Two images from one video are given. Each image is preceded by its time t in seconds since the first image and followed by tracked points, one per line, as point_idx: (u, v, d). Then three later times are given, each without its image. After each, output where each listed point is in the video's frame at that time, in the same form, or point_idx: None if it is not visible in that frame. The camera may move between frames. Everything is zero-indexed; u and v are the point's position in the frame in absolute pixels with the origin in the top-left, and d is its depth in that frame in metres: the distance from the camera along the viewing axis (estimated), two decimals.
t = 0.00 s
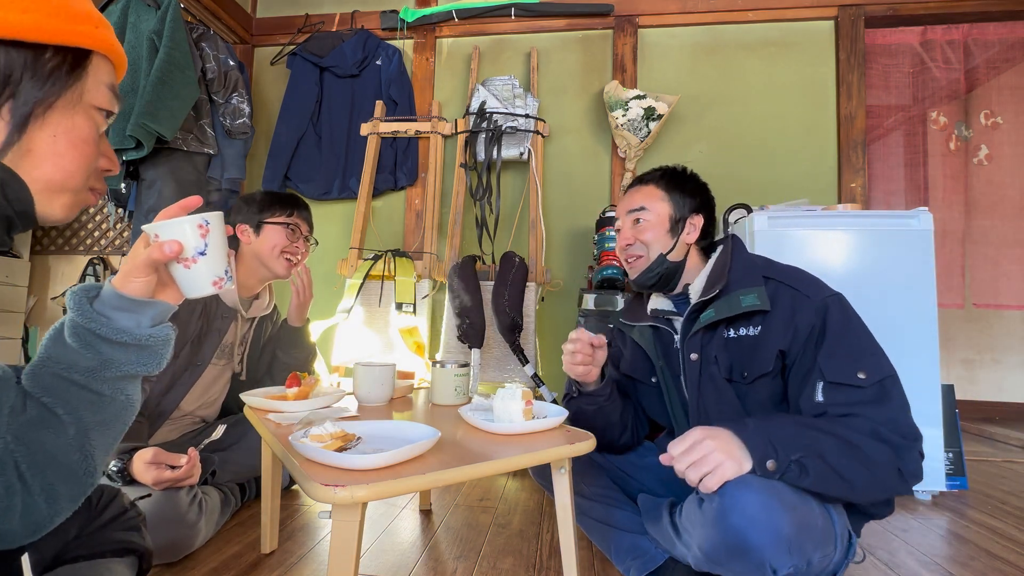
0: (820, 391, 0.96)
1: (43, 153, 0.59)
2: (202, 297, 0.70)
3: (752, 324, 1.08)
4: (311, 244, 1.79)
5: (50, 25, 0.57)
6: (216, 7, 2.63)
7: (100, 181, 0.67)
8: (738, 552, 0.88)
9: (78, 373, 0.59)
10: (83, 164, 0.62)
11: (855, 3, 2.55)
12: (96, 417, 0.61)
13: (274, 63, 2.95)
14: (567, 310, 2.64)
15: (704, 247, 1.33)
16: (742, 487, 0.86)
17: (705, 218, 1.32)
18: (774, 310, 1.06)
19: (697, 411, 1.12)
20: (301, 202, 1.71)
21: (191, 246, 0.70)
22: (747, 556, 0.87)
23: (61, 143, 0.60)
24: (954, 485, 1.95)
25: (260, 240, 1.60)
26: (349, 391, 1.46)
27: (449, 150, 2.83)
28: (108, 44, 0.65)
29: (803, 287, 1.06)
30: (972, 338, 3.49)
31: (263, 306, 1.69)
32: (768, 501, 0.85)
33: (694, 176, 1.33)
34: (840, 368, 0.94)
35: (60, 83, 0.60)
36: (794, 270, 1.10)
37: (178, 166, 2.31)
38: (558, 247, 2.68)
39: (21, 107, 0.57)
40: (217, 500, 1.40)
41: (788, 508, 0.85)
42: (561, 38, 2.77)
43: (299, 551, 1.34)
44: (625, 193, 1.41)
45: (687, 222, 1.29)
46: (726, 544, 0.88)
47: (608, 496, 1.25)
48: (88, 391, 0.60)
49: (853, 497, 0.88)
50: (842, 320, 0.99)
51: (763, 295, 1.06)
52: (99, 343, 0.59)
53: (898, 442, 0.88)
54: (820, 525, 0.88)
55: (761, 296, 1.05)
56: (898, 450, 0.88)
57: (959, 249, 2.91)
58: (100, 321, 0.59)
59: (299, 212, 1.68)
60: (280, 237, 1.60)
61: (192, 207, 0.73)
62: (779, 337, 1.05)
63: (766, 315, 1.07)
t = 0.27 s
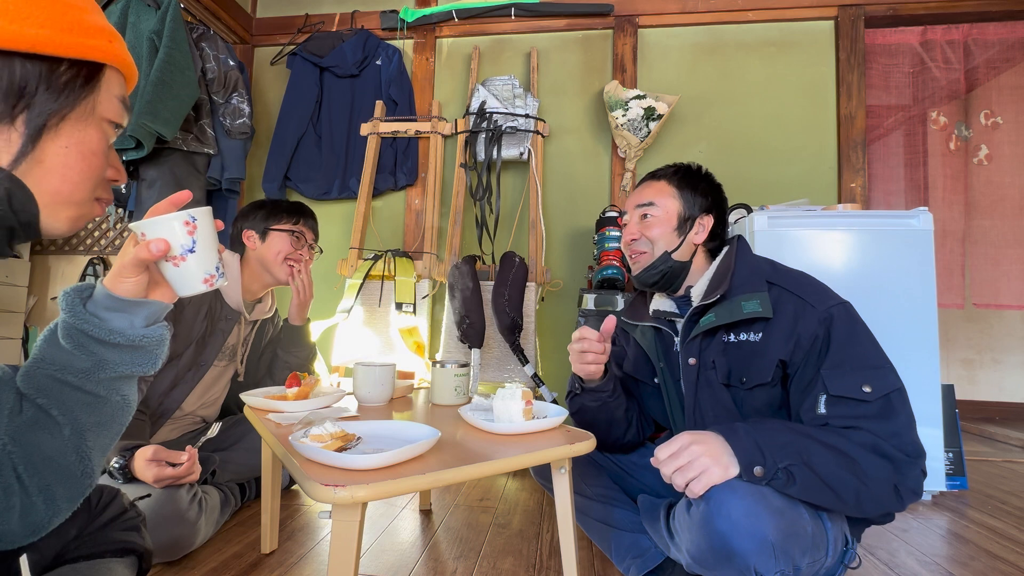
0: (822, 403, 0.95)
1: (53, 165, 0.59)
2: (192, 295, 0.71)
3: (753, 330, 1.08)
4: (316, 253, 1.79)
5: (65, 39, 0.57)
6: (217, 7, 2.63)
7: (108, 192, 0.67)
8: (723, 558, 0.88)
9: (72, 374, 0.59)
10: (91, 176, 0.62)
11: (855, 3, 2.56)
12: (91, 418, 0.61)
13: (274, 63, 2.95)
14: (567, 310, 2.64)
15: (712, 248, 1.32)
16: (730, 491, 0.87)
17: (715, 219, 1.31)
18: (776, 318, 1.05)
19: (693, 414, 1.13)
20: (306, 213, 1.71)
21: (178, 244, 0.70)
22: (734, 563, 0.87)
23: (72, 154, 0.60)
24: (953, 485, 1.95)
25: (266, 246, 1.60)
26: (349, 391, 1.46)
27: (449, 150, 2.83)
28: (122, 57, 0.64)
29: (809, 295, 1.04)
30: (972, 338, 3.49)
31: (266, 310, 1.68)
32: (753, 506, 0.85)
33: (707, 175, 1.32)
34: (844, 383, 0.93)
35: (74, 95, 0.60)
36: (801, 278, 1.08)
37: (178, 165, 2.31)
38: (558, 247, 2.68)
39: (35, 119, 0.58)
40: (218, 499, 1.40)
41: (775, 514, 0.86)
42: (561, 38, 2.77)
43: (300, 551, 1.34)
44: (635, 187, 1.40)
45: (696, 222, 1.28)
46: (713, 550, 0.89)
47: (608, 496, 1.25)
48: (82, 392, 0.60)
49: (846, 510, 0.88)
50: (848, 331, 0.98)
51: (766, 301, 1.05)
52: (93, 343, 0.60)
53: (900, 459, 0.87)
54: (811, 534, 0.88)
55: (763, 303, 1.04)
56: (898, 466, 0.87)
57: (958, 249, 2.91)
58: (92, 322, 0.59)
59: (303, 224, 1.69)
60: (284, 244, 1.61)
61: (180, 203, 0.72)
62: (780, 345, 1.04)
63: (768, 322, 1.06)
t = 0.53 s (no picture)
0: (825, 404, 0.95)
1: (50, 164, 0.59)
2: (191, 293, 0.72)
3: (756, 330, 1.07)
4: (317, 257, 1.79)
5: (68, 40, 0.58)
6: (217, 7, 2.63)
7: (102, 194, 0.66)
8: (724, 559, 0.89)
9: (71, 374, 0.59)
10: (88, 176, 0.61)
11: (856, 3, 2.56)
12: (91, 418, 0.61)
13: (274, 63, 2.95)
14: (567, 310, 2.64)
15: (715, 247, 1.31)
16: (729, 491, 0.87)
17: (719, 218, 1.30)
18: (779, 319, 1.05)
19: (693, 415, 1.12)
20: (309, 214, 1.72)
21: (173, 243, 0.70)
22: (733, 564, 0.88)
23: (71, 155, 0.60)
24: (953, 485, 1.95)
25: (267, 249, 1.60)
26: (349, 391, 1.46)
27: (449, 150, 2.83)
28: (125, 60, 0.65)
29: (814, 296, 1.04)
30: (972, 339, 3.49)
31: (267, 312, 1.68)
32: (753, 507, 0.86)
33: (711, 173, 1.32)
34: (848, 383, 0.92)
35: (75, 96, 0.60)
36: (807, 279, 1.08)
37: (178, 165, 2.31)
38: (558, 247, 2.68)
39: (34, 120, 0.57)
40: (218, 498, 1.40)
41: (774, 514, 0.86)
42: (561, 38, 2.77)
43: (300, 551, 1.34)
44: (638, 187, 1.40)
45: (700, 221, 1.28)
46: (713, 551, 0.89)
47: (608, 496, 1.25)
48: (82, 392, 0.60)
49: (845, 511, 0.88)
50: (852, 332, 0.98)
51: (770, 302, 1.05)
52: (91, 343, 0.60)
53: (902, 460, 0.87)
54: (811, 533, 0.88)
55: (767, 304, 1.04)
56: (900, 468, 0.87)
57: (958, 249, 2.91)
58: (90, 322, 0.59)
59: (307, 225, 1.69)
60: (286, 247, 1.61)
61: (177, 201, 0.72)
62: (783, 346, 1.03)
63: (772, 323, 1.06)
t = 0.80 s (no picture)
0: (824, 408, 0.94)
1: (53, 168, 0.59)
2: (186, 290, 0.71)
3: (756, 331, 1.07)
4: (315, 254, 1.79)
5: (75, 48, 0.57)
6: (217, 7, 2.63)
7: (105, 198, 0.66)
8: (713, 560, 0.90)
9: (66, 374, 0.59)
10: (90, 180, 0.61)
11: (855, 3, 2.56)
12: (88, 418, 0.61)
13: (274, 63, 2.95)
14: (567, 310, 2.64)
15: (722, 246, 1.30)
16: (720, 493, 0.88)
17: (725, 217, 1.27)
18: (779, 321, 1.04)
19: (690, 412, 1.12)
20: (304, 212, 1.71)
21: (162, 240, 0.69)
22: (723, 566, 0.90)
23: (74, 159, 0.60)
24: (954, 485, 1.95)
25: (264, 247, 1.60)
26: (349, 391, 1.46)
27: (449, 150, 2.83)
28: (132, 68, 0.65)
29: (816, 299, 1.02)
30: (972, 339, 3.49)
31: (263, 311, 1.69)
32: (743, 509, 0.87)
33: (717, 171, 1.28)
34: (847, 389, 0.92)
35: (81, 103, 0.60)
36: (812, 282, 1.06)
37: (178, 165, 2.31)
38: (558, 246, 2.68)
39: (39, 125, 0.57)
40: (217, 498, 1.40)
41: (764, 515, 0.88)
42: (561, 38, 2.77)
43: (300, 551, 1.34)
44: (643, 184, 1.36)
45: (705, 222, 1.25)
46: (703, 554, 0.91)
47: (608, 495, 1.25)
48: (78, 392, 0.60)
49: (837, 516, 0.88)
50: (853, 337, 0.97)
51: (770, 303, 1.04)
52: (86, 343, 0.59)
53: (899, 468, 0.86)
54: (802, 535, 0.90)
55: (767, 305, 1.04)
56: (897, 475, 0.86)
57: (959, 249, 2.91)
58: (85, 322, 0.59)
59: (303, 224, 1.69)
60: (283, 245, 1.60)
61: (170, 197, 0.74)
62: (782, 348, 1.03)
63: (772, 325, 1.05)
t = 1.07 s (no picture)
0: (830, 415, 0.92)
1: (53, 171, 0.59)
2: (181, 287, 0.70)
3: (766, 331, 1.04)
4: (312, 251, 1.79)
5: (76, 50, 0.58)
6: (217, 7, 2.63)
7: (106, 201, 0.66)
8: (710, 561, 0.90)
9: (62, 374, 0.59)
10: (90, 183, 0.61)
11: (855, 3, 2.56)
12: (85, 418, 0.61)
13: (274, 63, 2.95)
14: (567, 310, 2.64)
15: (733, 244, 1.24)
16: (717, 493, 0.88)
17: (737, 215, 1.22)
18: (791, 324, 1.01)
19: (692, 408, 1.11)
20: (299, 208, 1.71)
21: (154, 237, 0.69)
22: (719, 567, 0.90)
23: (74, 162, 0.60)
24: (954, 485, 1.95)
25: (261, 245, 1.59)
26: (349, 391, 1.46)
27: (449, 150, 2.83)
28: (133, 71, 0.65)
29: (830, 304, 0.99)
30: (972, 338, 3.49)
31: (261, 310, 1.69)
32: (740, 509, 0.87)
33: (733, 165, 1.22)
34: (856, 397, 0.90)
35: (81, 105, 0.60)
36: (827, 285, 1.03)
37: (178, 165, 2.31)
38: (558, 246, 2.68)
39: (39, 127, 0.57)
40: (218, 498, 1.40)
41: (761, 516, 0.88)
42: (561, 38, 2.77)
43: (300, 551, 1.34)
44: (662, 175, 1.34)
45: (711, 220, 1.22)
46: (699, 555, 0.91)
47: (609, 495, 1.25)
48: (75, 392, 0.60)
49: (833, 523, 0.88)
50: (866, 346, 0.94)
51: (783, 305, 1.01)
52: (82, 343, 0.59)
53: (902, 479, 0.85)
54: (798, 535, 0.91)
55: (780, 307, 1.01)
56: (898, 487, 0.85)
57: (959, 248, 2.91)
58: (80, 321, 0.59)
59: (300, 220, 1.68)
60: (280, 242, 1.60)
61: (161, 193, 0.76)
62: (793, 351, 0.99)
63: (784, 326, 1.02)
